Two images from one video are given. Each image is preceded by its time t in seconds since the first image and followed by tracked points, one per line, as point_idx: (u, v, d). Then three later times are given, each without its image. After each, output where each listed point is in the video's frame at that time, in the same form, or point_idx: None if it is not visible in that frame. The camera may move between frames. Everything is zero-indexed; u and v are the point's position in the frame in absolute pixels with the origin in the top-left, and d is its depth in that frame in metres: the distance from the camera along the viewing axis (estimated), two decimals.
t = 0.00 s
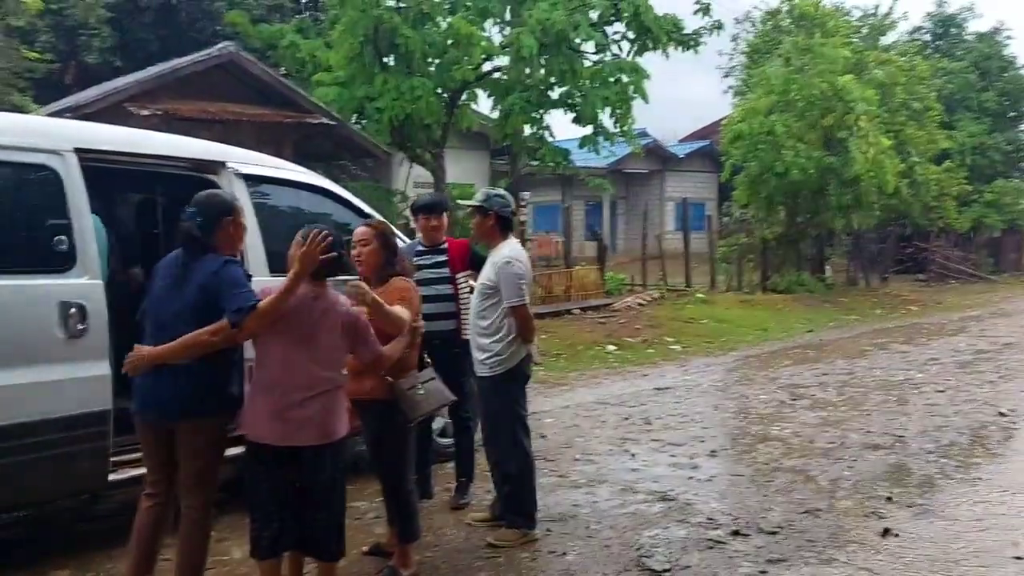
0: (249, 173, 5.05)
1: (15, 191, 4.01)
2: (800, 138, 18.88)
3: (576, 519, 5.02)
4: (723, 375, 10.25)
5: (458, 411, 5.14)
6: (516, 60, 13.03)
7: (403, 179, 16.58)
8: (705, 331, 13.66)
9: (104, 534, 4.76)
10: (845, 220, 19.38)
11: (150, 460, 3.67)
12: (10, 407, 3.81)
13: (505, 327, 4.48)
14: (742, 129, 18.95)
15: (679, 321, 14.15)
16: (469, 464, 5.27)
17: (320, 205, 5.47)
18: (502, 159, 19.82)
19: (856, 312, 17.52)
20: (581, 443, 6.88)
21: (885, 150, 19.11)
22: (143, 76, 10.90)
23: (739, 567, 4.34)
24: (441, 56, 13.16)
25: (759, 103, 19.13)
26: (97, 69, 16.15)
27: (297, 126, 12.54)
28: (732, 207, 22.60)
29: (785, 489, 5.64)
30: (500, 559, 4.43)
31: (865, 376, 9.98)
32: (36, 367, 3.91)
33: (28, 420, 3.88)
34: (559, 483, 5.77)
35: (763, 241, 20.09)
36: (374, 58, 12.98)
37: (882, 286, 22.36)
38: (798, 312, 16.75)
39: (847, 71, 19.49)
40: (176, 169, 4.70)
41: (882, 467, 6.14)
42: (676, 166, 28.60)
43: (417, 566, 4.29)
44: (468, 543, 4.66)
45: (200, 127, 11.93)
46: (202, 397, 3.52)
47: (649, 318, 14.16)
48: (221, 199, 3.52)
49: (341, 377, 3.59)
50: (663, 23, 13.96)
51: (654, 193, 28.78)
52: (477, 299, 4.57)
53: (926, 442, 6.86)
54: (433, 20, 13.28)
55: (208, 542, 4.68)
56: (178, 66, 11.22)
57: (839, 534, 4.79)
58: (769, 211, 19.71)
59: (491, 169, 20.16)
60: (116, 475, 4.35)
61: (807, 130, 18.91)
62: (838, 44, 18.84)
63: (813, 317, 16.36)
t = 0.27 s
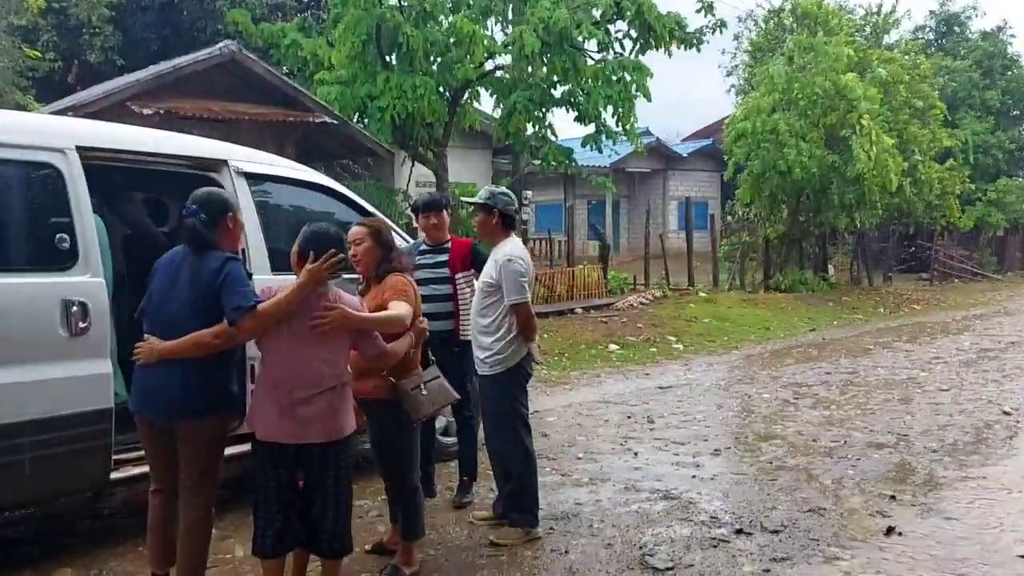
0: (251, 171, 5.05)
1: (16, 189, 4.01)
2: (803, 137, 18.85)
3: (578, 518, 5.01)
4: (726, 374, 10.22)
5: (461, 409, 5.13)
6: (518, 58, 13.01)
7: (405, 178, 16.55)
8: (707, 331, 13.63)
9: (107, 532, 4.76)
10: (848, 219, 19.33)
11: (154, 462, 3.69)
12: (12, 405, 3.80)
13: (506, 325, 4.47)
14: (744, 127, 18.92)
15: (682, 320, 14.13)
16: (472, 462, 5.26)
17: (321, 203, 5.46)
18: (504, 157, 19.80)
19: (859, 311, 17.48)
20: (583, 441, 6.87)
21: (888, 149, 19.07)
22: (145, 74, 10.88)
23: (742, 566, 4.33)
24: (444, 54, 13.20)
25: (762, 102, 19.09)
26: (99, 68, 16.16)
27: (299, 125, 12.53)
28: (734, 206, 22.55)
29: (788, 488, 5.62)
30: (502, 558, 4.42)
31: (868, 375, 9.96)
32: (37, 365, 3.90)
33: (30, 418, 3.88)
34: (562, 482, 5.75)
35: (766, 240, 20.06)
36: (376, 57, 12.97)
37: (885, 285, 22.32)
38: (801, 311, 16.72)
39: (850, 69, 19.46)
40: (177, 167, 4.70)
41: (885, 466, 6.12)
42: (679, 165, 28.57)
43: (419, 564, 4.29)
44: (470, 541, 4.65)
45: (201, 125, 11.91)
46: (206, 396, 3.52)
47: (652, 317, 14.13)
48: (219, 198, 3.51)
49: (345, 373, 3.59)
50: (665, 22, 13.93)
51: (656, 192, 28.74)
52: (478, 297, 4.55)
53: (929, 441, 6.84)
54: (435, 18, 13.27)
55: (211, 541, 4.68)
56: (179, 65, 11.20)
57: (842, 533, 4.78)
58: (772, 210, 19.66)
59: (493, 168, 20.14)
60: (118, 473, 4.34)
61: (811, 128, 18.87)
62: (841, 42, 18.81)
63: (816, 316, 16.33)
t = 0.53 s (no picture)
0: (281, 174, 5.13)
1: (52, 196, 4.10)
2: (832, 134, 18.68)
3: (605, 518, 5.03)
4: (754, 373, 10.16)
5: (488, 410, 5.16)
6: (543, 58, 13.04)
7: (431, 179, 16.64)
8: (735, 330, 13.55)
9: (141, 531, 4.85)
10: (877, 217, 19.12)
11: (183, 465, 3.76)
12: (49, 407, 3.89)
13: (530, 325, 4.50)
14: (772, 125, 18.79)
15: (709, 320, 14.07)
16: (499, 462, 5.29)
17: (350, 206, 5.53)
18: (529, 158, 19.83)
19: (890, 309, 17.29)
20: (610, 441, 6.88)
21: (918, 145, 18.86)
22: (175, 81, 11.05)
23: (770, 566, 4.32)
24: (470, 55, 13.28)
25: (790, 99, 18.94)
26: (131, 74, 16.41)
27: (327, 129, 12.64)
28: (762, 204, 22.39)
29: (817, 488, 5.59)
30: (529, 557, 4.44)
31: (898, 374, 9.85)
32: (74, 367, 3.99)
33: (67, 419, 3.97)
34: (589, 482, 5.76)
35: (794, 238, 19.90)
36: (402, 60, 13.06)
37: (916, 283, 22.03)
38: (830, 309, 16.56)
39: (880, 65, 19.25)
40: (207, 173, 4.79)
41: (916, 466, 6.06)
42: (706, 163, 28.43)
43: (446, 564, 4.33)
44: (497, 541, 4.69)
45: (230, 130, 12.06)
46: (234, 397, 3.59)
47: (679, 317, 14.07)
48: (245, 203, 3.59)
49: (369, 372, 3.64)
50: (691, 19, 13.88)
51: (683, 191, 28.60)
52: (502, 298, 4.58)
53: (960, 440, 6.77)
54: (460, 20, 13.35)
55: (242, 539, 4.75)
56: (208, 71, 11.35)
57: (871, 533, 4.74)
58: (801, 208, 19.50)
59: (519, 168, 20.18)
60: (151, 472, 4.43)
61: (840, 125, 18.72)
62: (870, 37, 18.64)
63: (846, 315, 16.18)
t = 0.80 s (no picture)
0: (311, 178, 5.19)
1: (88, 201, 4.18)
2: (864, 134, 18.48)
3: (634, 520, 5.02)
4: (785, 376, 10.08)
5: (516, 412, 5.18)
6: (572, 61, 13.06)
7: (460, 183, 16.72)
8: (766, 332, 13.45)
9: (175, 530, 4.93)
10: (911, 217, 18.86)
11: (214, 466, 3.84)
12: (87, 408, 3.97)
13: (559, 326, 4.51)
14: (803, 126, 18.62)
15: (739, 322, 13.99)
16: (527, 464, 5.31)
17: (379, 208, 5.58)
18: (557, 160, 19.84)
19: (924, 311, 17.06)
20: (639, 444, 6.86)
21: (953, 144, 18.60)
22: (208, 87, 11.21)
23: (801, 569, 4.29)
24: (498, 59, 13.33)
25: (821, 99, 18.76)
26: (165, 81, 16.68)
27: (357, 133, 12.75)
28: (793, 205, 22.20)
29: (848, 491, 5.54)
30: (557, 558, 4.45)
31: (932, 377, 9.72)
32: (110, 368, 4.07)
33: (104, 420, 4.05)
34: (617, 484, 5.76)
35: (826, 239, 19.70)
36: (430, 64, 13.13)
37: (951, 284, 21.71)
38: (863, 311, 16.38)
39: (913, 64, 19.00)
40: (240, 177, 4.86)
41: (950, 470, 5.98)
42: (735, 164, 28.24)
43: (475, 564, 4.35)
44: (525, 542, 4.70)
45: (262, 135, 12.21)
46: (258, 397, 3.67)
47: (709, 319, 14.00)
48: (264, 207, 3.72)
49: (390, 371, 3.67)
50: (720, 20, 13.82)
51: (712, 192, 28.43)
52: (531, 299, 4.60)
53: (996, 444, 6.67)
54: (488, 23, 13.40)
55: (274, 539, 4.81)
56: (240, 77, 11.49)
57: (904, 537, 4.69)
58: (832, 209, 19.31)
59: (547, 171, 20.19)
60: (186, 472, 4.50)
61: (872, 125, 18.50)
62: (902, 36, 18.41)
63: (879, 317, 16.00)
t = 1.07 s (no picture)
0: (328, 180, 5.22)
1: (111, 203, 4.23)
2: (883, 135, 18.36)
3: (651, 522, 5.01)
4: (803, 378, 10.03)
5: (533, 413, 5.18)
6: (588, 63, 13.03)
7: (477, 184, 16.75)
8: (784, 334, 13.38)
9: (195, 530, 4.97)
10: (931, 219, 18.69)
11: (230, 465, 3.89)
12: (108, 408, 4.02)
13: (576, 327, 4.51)
14: (821, 127, 18.49)
15: (757, 324, 13.93)
16: (544, 465, 5.31)
17: (395, 209, 5.61)
18: (574, 162, 19.84)
19: (944, 313, 16.93)
20: (656, 446, 6.85)
21: (973, 145, 18.44)
22: (227, 90, 11.29)
23: (819, 573, 4.27)
24: (514, 61, 13.35)
25: (840, 100, 18.66)
26: (184, 84, 16.81)
27: (374, 135, 12.81)
28: (811, 207, 22.09)
29: (867, 495, 5.50)
30: (574, 560, 4.46)
31: (953, 380, 9.64)
32: (131, 369, 4.11)
33: (125, 420, 4.09)
34: (634, 486, 5.76)
35: (845, 241, 19.57)
36: (447, 66, 13.18)
37: (971, 286, 21.51)
38: (882, 313, 16.26)
39: (932, 64, 18.85)
40: (258, 179, 4.89)
41: (970, 473, 5.93)
42: (753, 165, 28.10)
43: (492, 565, 4.36)
44: (542, 543, 4.70)
45: (280, 137, 12.28)
46: (268, 395, 3.73)
47: (726, 321, 13.95)
48: (264, 207, 3.78)
49: (401, 371, 3.68)
50: (737, 21, 13.77)
51: (730, 193, 28.30)
52: (548, 300, 4.61)
53: (1017, 447, 6.60)
54: (505, 26, 13.43)
55: (292, 539, 4.84)
56: (259, 80, 11.57)
57: (923, 541, 4.66)
58: (850, 211, 19.20)
59: (563, 172, 20.20)
60: (206, 472, 4.54)
61: (890, 126, 18.37)
62: (922, 36, 18.27)
63: (898, 319, 15.89)
